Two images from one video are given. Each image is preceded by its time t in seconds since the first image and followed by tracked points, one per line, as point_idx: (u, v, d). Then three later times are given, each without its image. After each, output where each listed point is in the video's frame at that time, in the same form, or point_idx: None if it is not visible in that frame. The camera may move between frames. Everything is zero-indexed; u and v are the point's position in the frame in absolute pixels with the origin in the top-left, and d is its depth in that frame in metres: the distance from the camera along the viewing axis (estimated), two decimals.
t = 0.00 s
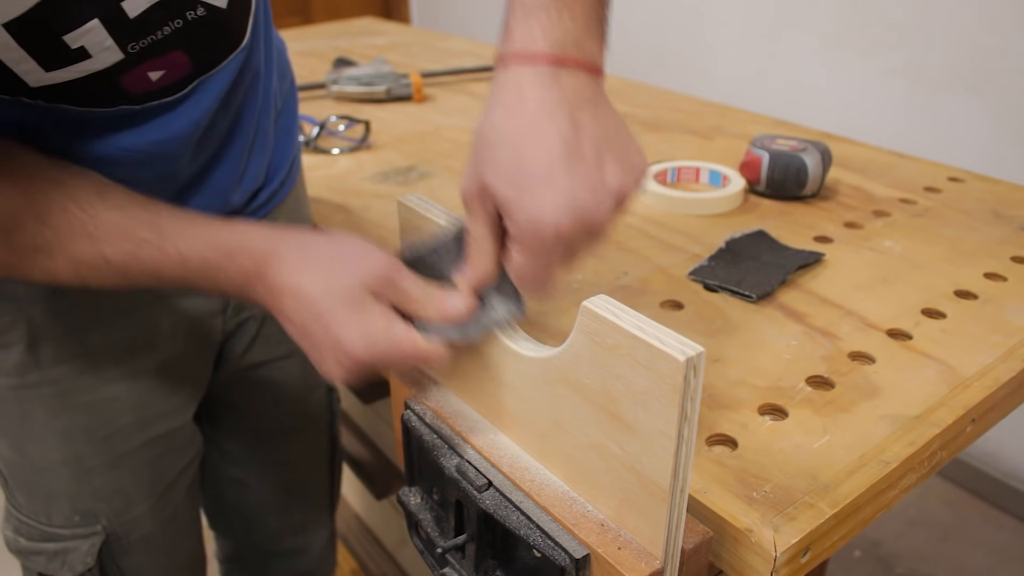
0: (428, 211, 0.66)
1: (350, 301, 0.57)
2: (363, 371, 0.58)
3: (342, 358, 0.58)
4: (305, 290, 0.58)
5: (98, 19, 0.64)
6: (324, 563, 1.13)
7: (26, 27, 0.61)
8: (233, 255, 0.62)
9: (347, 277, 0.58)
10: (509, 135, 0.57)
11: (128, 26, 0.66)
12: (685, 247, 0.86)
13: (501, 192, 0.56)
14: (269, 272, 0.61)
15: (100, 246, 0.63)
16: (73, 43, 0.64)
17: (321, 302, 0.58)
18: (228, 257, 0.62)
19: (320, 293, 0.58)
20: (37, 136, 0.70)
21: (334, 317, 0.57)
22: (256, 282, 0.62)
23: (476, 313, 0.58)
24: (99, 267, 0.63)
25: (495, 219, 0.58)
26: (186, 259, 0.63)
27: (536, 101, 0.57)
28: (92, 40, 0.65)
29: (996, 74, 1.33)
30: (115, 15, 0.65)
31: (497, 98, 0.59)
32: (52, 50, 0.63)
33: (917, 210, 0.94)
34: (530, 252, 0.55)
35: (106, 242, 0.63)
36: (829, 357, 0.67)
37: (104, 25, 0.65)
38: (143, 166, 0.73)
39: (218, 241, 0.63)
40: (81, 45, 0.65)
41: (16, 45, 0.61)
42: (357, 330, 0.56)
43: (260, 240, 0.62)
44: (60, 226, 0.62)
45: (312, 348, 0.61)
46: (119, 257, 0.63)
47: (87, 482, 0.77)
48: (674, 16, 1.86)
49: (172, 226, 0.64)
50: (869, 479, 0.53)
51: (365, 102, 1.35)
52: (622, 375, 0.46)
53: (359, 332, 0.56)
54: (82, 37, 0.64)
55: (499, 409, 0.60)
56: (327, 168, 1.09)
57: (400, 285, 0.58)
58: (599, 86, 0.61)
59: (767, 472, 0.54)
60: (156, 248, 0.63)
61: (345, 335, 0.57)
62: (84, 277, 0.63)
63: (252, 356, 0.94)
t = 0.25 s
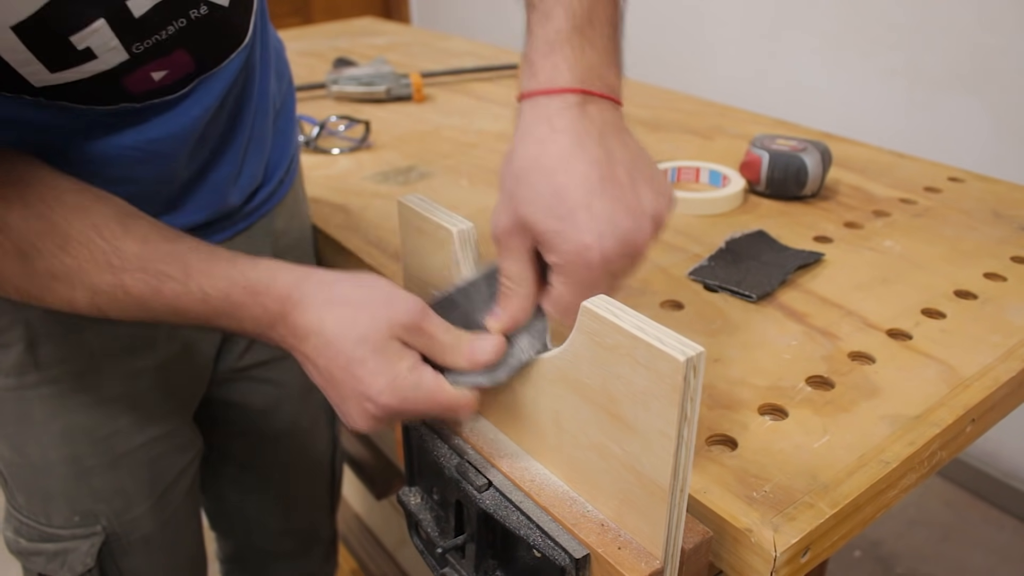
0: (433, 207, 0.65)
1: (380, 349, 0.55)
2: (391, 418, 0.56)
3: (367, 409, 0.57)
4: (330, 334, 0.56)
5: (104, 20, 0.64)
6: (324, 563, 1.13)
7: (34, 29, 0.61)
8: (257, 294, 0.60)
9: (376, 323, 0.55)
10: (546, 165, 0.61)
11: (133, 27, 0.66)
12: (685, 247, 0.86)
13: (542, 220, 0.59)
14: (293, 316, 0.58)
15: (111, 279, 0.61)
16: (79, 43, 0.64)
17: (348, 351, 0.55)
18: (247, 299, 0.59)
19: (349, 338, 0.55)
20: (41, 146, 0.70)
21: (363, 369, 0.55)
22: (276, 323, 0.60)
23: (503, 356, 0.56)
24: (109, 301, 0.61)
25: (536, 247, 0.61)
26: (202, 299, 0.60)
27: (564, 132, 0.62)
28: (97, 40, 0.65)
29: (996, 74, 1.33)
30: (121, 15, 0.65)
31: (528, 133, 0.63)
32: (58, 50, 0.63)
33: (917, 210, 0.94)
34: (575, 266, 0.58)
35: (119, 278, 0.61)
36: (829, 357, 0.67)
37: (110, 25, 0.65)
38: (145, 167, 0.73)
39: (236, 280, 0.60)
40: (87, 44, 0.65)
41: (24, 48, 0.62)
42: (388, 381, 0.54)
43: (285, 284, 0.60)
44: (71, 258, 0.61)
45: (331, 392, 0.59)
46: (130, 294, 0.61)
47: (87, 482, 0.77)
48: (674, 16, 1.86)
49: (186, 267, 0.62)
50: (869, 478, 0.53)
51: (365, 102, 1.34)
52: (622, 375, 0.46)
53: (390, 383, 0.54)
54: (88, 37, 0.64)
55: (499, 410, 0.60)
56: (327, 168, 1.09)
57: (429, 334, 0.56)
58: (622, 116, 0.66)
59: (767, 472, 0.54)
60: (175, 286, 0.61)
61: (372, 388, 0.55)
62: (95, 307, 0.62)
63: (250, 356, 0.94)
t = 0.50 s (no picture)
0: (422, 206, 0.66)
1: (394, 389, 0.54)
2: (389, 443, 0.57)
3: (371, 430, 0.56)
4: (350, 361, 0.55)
5: (103, 21, 0.65)
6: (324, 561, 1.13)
7: (36, 34, 0.62)
8: (264, 313, 0.58)
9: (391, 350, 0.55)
10: (551, 167, 0.61)
11: (132, 27, 0.67)
12: (685, 247, 0.86)
13: (552, 219, 0.60)
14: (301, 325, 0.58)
15: (112, 289, 0.59)
16: (79, 44, 0.65)
17: (360, 368, 0.55)
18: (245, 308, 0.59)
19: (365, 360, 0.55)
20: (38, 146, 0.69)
21: (370, 394, 0.55)
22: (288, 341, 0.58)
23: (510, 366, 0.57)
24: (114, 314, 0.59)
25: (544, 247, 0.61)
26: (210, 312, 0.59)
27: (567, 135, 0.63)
28: (96, 42, 0.65)
29: (996, 74, 1.33)
30: (121, 16, 0.65)
31: (533, 133, 0.64)
32: (56, 52, 0.64)
33: (918, 210, 0.94)
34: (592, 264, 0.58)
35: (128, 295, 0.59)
36: (829, 357, 0.67)
37: (108, 27, 0.65)
38: (145, 171, 0.73)
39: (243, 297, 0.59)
40: (86, 46, 0.65)
41: (24, 48, 0.62)
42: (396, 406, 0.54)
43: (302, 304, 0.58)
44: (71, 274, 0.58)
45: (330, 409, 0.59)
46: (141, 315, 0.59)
47: (86, 482, 0.77)
48: (674, 15, 1.86)
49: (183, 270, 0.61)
50: (869, 478, 0.53)
51: (365, 102, 1.34)
52: (622, 375, 0.46)
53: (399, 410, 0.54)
54: (87, 39, 0.65)
55: (498, 409, 0.60)
56: (327, 168, 1.09)
57: (435, 352, 0.56)
58: (616, 125, 0.66)
59: (767, 472, 0.54)
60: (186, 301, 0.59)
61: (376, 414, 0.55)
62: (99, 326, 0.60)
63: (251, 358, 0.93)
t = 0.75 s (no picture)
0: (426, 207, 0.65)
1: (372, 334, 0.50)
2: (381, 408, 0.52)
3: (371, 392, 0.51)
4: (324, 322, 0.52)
5: (98, 28, 0.65)
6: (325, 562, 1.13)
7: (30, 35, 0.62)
8: (239, 281, 0.55)
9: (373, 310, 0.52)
10: (546, 143, 0.67)
11: (125, 34, 0.66)
12: (685, 247, 0.86)
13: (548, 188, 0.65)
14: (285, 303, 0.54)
15: (99, 271, 0.56)
16: (71, 49, 0.64)
17: (345, 325, 0.51)
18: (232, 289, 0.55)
19: (346, 317, 0.51)
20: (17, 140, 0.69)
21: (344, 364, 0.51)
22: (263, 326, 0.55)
23: (506, 330, 0.57)
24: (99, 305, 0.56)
25: (545, 215, 0.65)
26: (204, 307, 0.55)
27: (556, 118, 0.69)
28: (89, 48, 0.65)
29: (996, 74, 1.33)
30: (114, 23, 0.65)
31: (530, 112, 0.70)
32: (45, 56, 0.63)
33: (918, 210, 0.94)
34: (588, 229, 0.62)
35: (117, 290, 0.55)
36: (829, 357, 0.67)
37: (103, 34, 0.65)
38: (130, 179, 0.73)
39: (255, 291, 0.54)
40: (78, 52, 0.65)
41: (12, 48, 0.61)
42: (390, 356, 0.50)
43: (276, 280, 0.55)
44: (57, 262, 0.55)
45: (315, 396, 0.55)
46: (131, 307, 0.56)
47: (85, 485, 0.77)
48: (674, 16, 1.86)
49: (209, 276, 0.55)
50: (869, 478, 0.53)
51: (365, 102, 1.34)
52: (622, 375, 0.46)
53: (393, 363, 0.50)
54: (80, 44, 0.65)
55: (498, 409, 0.60)
56: (327, 168, 1.09)
57: (425, 309, 0.54)
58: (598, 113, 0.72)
59: (767, 472, 0.54)
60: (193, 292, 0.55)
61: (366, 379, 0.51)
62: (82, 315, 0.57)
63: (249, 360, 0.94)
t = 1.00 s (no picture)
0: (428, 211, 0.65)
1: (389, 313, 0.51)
2: (389, 388, 0.52)
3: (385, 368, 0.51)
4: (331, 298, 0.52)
5: (137, 15, 0.63)
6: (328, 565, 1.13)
7: (68, 18, 0.61)
8: (230, 264, 0.53)
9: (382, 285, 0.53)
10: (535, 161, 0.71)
11: (162, 27, 0.66)
12: (685, 247, 0.86)
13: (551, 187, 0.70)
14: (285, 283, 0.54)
15: (78, 246, 0.53)
16: (107, 36, 0.63)
17: (358, 313, 0.51)
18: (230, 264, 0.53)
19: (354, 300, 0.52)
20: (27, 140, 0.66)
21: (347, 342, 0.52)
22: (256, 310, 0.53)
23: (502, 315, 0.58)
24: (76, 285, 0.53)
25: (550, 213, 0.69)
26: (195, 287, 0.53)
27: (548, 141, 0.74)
28: (126, 35, 0.64)
29: (996, 73, 1.33)
30: (154, 16, 0.65)
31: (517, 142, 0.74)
32: (82, 40, 0.62)
33: (917, 210, 0.94)
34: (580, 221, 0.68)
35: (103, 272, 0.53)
36: (829, 357, 0.67)
37: (141, 23, 0.64)
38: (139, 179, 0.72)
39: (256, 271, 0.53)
40: (115, 39, 0.64)
41: (50, 27, 0.60)
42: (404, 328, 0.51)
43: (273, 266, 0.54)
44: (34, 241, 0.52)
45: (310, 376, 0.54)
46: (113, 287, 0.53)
47: (89, 492, 0.77)
48: (674, 16, 1.86)
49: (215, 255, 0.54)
50: (869, 478, 0.53)
51: (365, 102, 1.34)
52: (621, 375, 0.46)
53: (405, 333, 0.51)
54: (117, 31, 0.64)
55: (498, 409, 0.60)
56: (327, 168, 1.09)
57: (426, 286, 0.55)
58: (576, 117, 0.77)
59: (767, 472, 0.54)
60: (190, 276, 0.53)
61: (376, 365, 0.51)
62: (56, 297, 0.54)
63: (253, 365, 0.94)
